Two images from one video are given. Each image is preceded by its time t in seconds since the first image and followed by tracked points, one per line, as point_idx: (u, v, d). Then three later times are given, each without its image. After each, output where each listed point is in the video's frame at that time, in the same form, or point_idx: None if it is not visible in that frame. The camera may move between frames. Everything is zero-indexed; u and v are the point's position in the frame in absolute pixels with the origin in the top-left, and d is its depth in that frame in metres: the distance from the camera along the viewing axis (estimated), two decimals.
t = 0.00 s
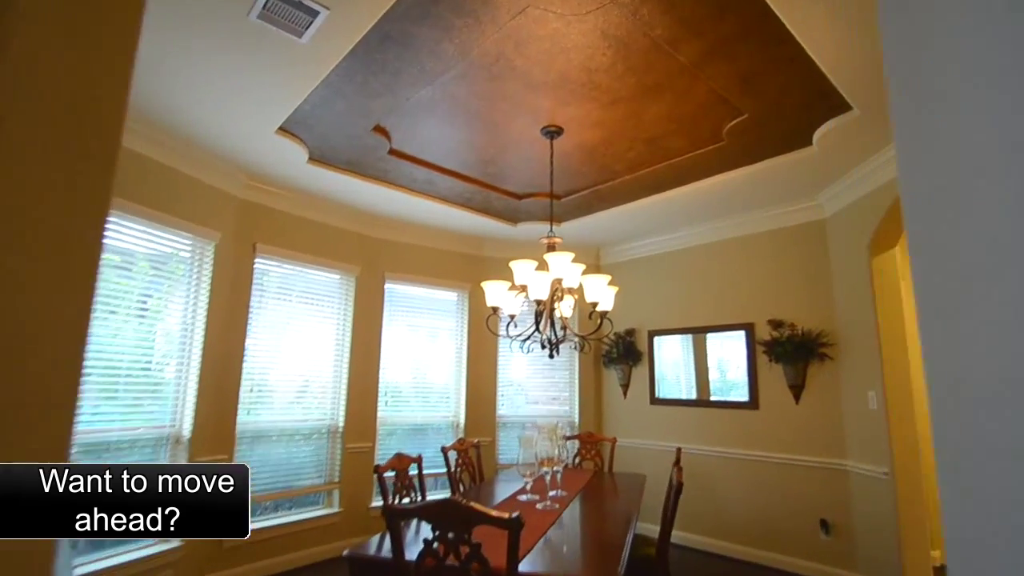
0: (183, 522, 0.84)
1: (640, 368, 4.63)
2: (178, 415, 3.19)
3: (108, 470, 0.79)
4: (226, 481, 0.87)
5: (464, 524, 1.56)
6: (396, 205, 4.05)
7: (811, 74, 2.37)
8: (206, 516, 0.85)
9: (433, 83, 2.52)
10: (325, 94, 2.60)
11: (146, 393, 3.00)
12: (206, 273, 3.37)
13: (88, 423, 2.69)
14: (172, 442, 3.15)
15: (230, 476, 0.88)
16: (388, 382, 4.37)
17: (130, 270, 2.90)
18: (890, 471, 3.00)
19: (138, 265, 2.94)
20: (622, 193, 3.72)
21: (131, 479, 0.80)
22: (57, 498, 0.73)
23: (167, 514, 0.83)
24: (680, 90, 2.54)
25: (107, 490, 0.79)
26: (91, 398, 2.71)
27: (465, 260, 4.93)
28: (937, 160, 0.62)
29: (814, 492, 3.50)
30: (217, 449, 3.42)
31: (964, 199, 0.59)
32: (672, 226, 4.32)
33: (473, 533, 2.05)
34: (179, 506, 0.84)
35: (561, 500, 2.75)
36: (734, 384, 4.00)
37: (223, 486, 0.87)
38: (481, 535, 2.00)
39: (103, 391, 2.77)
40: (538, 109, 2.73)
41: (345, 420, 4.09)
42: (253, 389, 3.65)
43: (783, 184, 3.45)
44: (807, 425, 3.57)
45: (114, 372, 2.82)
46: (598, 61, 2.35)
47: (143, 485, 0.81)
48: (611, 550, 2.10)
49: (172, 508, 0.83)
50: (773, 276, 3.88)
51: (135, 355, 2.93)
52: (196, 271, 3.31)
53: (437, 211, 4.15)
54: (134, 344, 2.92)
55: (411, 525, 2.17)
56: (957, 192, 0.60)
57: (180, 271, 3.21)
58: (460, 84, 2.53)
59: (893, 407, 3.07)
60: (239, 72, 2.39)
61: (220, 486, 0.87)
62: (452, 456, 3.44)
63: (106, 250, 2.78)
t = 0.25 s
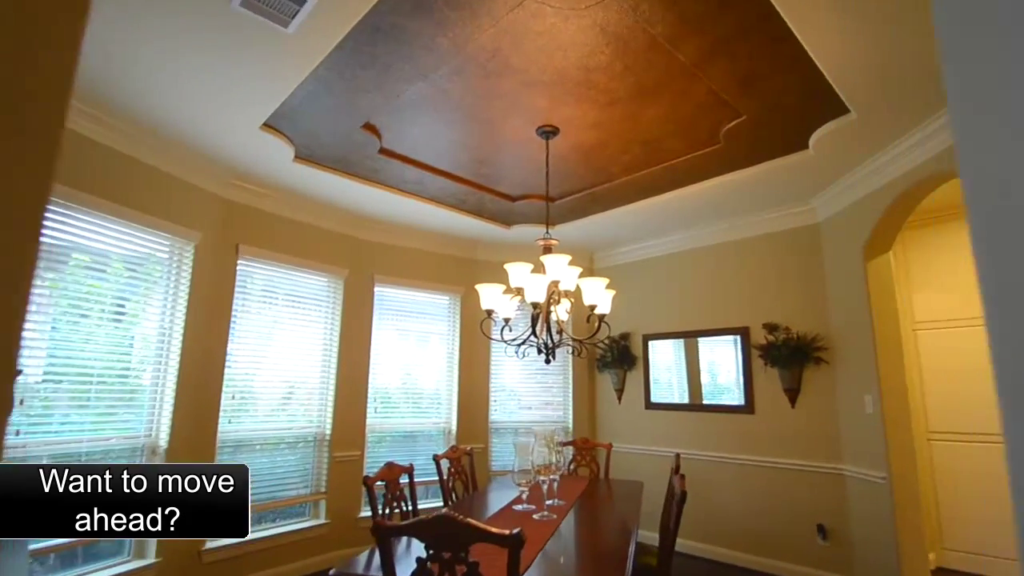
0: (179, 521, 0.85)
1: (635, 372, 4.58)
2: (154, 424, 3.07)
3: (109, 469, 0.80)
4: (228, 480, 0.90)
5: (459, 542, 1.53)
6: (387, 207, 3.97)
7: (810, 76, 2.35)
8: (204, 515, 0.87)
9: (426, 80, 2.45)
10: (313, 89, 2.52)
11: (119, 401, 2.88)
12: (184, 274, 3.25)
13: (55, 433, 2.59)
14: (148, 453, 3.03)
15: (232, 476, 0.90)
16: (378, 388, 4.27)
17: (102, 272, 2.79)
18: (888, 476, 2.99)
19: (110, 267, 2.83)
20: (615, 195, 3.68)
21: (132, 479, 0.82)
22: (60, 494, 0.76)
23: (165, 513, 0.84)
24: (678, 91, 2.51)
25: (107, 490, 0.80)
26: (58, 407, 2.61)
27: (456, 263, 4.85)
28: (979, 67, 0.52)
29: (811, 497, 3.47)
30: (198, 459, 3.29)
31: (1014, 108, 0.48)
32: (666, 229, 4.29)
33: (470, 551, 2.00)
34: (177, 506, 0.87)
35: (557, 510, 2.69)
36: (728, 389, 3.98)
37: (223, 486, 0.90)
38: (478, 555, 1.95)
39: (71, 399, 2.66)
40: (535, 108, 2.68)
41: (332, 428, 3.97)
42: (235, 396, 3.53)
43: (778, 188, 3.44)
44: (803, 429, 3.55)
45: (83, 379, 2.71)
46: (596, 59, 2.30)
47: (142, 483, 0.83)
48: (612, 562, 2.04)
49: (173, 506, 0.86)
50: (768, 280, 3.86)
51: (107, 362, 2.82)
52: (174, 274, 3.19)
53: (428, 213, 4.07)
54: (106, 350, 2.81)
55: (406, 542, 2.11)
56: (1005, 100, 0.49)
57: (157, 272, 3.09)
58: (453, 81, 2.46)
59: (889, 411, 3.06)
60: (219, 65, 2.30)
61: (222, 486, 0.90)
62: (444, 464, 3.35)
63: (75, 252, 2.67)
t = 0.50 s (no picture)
0: (182, 517, 1.42)
1: (632, 375, 4.53)
2: (137, 429, 2.97)
3: (107, 473, 1.38)
4: (225, 482, 1.50)
5: (454, 555, 1.46)
6: (380, 207, 3.90)
7: (811, 73, 2.31)
8: (208, 509, 1.47)
9: (420, 74, 2.39)
10: (302, 83, 2.46)
11: (100, 405, 2.79)
12: (169, 272, 3.16)
13: (33, 439, 2.52)
14: (131, 458, 2.93)
15: (227, 479, 1.49)
16: (370, 391, 4.19)
17: (82, 272, 2.71)
18: (889, 480, 2.95)
19: (90, 267, 2.75)
20: (611, 196, 3.63)
21: (135, 483, 1.41)
22: (62, 496, 1.34)
23: (168, 510, 1.41)
24: (676, 88, 2.46)
25: (107, 491, 1.38)
26: (35, 410, 2.53)
27: (451, 265, 4.78)
28: None
29: (810, 502, 3.43)
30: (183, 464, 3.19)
31: None
32: (662, 230, 4.26)
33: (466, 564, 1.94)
34: (181, 504, 1.44)
35: (555, 517, 2.62)
36: (726, 392, 3.94)
37: (221, 488, 1.50)
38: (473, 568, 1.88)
39: (49, 403, 2.58)
40: (531, 105, 2.63)
41: (323, 432, 3.89)
42: (223, 399, 3.44)
43: (776, 188, 3.40)
44: (802, 433, 3.52)
45: (62, 383, 2.63)
46: (594, 53, 2.25)
47: (142, 484, 1.42)
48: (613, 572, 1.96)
49: (176, 505, 1.43)
50: (767, 282, 3.83)
51: (87, 364, 2.74)
52: (158, 273, 3.10)
53: (423, 213, 4.01)
54: (86, 352, 2.73)
55: (399, 553, 2.04)
56: None
57: (140, 272, 3.00)
58: (448, 75, 2.41)
59: (890, 414, 3.03)
60: (204, 55, 2.22)
61: (222, 486, 1.49)
62: (438, 469, 3.28)
63: (52, 252, 2.60)
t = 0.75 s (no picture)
0: (183, 516, 1.76)
1: (631, 377, 4.46)
2: (129, 429, 2.91)
3: (112, 476, 2.00)
4: (226, 482, 1.87)
5: (444, 567, 1.40)
6: (377, 205, 3.84)
7: (818, 69, 2.25)
8: (208, 508, 1.80)
9: (415, 69, 2.33)
10: (296, 78, 2.40)
11: (91, 405, 2.73)
12: (164, 269, 3.10)
13: (24, 438, 2.46)
14: (121, 460, 2.86)
15: (229, 479, 1.87)
16: (366, 391, 4.13)
17: (75, 269, 2.66)
18: (897, 486, 2.88)
19: (83, 264, 2.70)
20: (611, 195, 3.56)
21: (137, 485, 1.85)
22: (63, 497, 1.94)
23: (170, 511, 1.76)
24: (679, 83, 2.40)
25: (109, 493, 1.90)
26: (26, 410, 2.47)
27: (449, 264, 4.72)
28: None
29: (814, 508, 3.36)
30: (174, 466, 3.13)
31: None
32: (665, 230, 4.18)
33: None
34: (181, 504, 1.79)
35: (552, 523, 2.55)
36: (727, 394, 3.86)
37: (222, 488, 1.86)
38: None
39: (40, 402, 2.53)
40: (529, 101, 2.56)
41: (318, 433, 3.83)
42: (217, 399, 3.38)
43: (782, 187, 3.33)
44: (806, 437, 3.44)
45: (53, 382, 2.57)
46: (594, 48, 2.18)
47: (143, 484, 1.85)
48: None
49: (176, 505, 1.79)
50: (770, 282, 3.75)
51: (79, 363, 2.68)
52: (152, 271, 3.05)
53: (420, 211, 3.95)
54: (79, 350, 2.67)
55: (389, 564, 1.98)
56: None
57: (134, 268, 2.95)
58: (444, 70, 2.34)
59: (898, 419, 2.95)
60: (195, 45, 2.14)
61: (223, 486, 1.86)
62: (435, 472, 3.22)
63: (46, 248, 2.55)
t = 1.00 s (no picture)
0: (182, 516, 1.73)
1: (630, 375, 4.43)
2: (124, 425, 2.88)
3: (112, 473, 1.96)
4: (226, 482, 1.82)
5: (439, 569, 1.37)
6: (375, 200, 3.80)
7: (824, 62, 2.21)
8: (207, 508, 1.76)
9: (413, 61, 2.29)
10: (292, 71, 2.36)
11: (86, 401, 2.70)
12: (159, 265, 3.07)
13: (20, 434, 2.43)
14: (117, 456, 2.83)
15: (228, 479, 1.83)
16: (364, 388, 4.11)
17: (71, 263, 2.63)
18: (901, 487, 2.84)
19: (79, 258, 2.66)
20: (612, 190, 3.52)
21: (139, 484, 1.82)
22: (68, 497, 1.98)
23: (169, 511, 1.73)
24: (681, 77, 2.36)
25: (110, 491, 1.88)
26: (22, 405, 2.44)
27: (447, 260, 4.69)
28: None
29: (815, 508, 3.33)
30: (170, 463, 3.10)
31: None
32: (665, 227, 4.14)
33: None
34: (181, 504, 1.76)
35: (550, 522, 2.52)
36: (728, 392, 3.83)
37: (222, 487, 1.81)
38: None
39: (35, 397, 2.50)
40: (529, 94, 2.52)
41: (315, 430, 3.80)
42: (213, 395, 3.35)
43: (784, 183, 3.29)
44: (807, 436, 3.41)
45: (49, 377, 2.54)
46: (595, 40, 2.15)
47: (143, 485, 1.83)
48: None
49: (176, 505, 1.76)
50: (771, 280, 3.72)
51: (75, 359, 2.65)
52: (148, 266, 3.01)
53: (419, 207, 3.92)
54: (76, 346, 2.65)
55: (385, 564, 1.95)
56: None
57: (131, 264, 2.92)
58: (442, 63, 2.30)
59: (902, 419, 2.92)
60: (189, 36, 2.10)
61: (222, 485, 1.82)
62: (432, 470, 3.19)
63: (42, 242, 2.52)
